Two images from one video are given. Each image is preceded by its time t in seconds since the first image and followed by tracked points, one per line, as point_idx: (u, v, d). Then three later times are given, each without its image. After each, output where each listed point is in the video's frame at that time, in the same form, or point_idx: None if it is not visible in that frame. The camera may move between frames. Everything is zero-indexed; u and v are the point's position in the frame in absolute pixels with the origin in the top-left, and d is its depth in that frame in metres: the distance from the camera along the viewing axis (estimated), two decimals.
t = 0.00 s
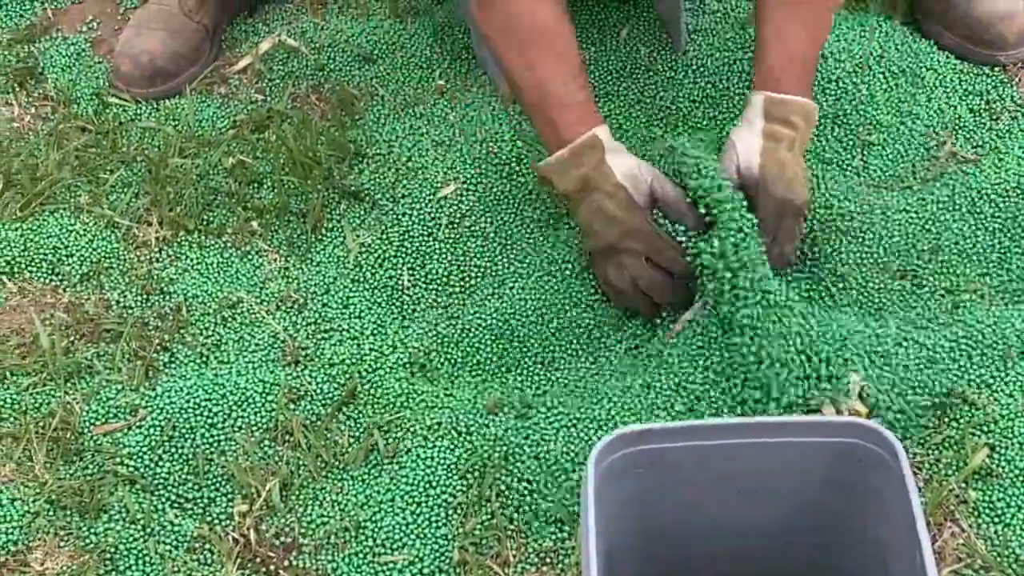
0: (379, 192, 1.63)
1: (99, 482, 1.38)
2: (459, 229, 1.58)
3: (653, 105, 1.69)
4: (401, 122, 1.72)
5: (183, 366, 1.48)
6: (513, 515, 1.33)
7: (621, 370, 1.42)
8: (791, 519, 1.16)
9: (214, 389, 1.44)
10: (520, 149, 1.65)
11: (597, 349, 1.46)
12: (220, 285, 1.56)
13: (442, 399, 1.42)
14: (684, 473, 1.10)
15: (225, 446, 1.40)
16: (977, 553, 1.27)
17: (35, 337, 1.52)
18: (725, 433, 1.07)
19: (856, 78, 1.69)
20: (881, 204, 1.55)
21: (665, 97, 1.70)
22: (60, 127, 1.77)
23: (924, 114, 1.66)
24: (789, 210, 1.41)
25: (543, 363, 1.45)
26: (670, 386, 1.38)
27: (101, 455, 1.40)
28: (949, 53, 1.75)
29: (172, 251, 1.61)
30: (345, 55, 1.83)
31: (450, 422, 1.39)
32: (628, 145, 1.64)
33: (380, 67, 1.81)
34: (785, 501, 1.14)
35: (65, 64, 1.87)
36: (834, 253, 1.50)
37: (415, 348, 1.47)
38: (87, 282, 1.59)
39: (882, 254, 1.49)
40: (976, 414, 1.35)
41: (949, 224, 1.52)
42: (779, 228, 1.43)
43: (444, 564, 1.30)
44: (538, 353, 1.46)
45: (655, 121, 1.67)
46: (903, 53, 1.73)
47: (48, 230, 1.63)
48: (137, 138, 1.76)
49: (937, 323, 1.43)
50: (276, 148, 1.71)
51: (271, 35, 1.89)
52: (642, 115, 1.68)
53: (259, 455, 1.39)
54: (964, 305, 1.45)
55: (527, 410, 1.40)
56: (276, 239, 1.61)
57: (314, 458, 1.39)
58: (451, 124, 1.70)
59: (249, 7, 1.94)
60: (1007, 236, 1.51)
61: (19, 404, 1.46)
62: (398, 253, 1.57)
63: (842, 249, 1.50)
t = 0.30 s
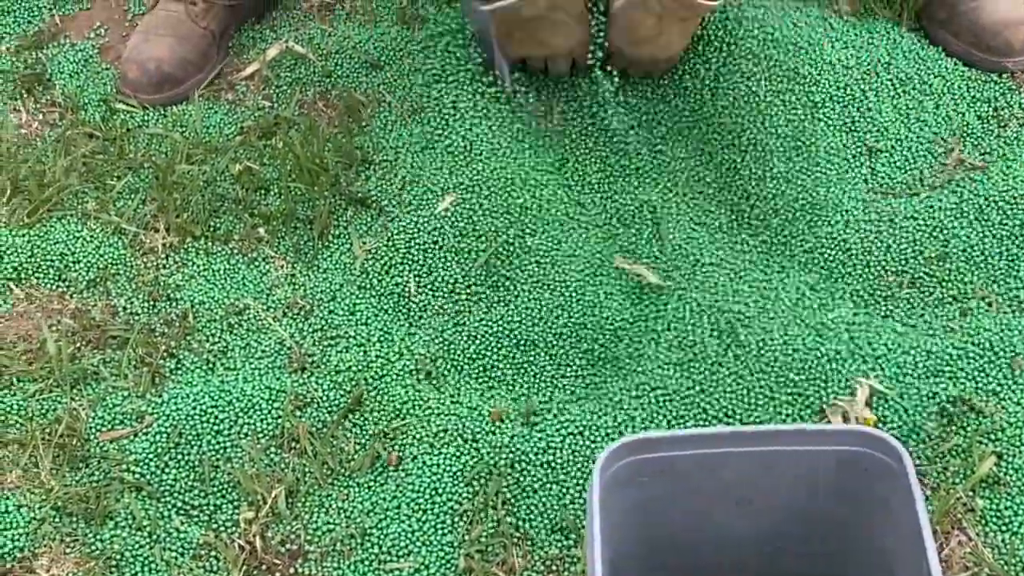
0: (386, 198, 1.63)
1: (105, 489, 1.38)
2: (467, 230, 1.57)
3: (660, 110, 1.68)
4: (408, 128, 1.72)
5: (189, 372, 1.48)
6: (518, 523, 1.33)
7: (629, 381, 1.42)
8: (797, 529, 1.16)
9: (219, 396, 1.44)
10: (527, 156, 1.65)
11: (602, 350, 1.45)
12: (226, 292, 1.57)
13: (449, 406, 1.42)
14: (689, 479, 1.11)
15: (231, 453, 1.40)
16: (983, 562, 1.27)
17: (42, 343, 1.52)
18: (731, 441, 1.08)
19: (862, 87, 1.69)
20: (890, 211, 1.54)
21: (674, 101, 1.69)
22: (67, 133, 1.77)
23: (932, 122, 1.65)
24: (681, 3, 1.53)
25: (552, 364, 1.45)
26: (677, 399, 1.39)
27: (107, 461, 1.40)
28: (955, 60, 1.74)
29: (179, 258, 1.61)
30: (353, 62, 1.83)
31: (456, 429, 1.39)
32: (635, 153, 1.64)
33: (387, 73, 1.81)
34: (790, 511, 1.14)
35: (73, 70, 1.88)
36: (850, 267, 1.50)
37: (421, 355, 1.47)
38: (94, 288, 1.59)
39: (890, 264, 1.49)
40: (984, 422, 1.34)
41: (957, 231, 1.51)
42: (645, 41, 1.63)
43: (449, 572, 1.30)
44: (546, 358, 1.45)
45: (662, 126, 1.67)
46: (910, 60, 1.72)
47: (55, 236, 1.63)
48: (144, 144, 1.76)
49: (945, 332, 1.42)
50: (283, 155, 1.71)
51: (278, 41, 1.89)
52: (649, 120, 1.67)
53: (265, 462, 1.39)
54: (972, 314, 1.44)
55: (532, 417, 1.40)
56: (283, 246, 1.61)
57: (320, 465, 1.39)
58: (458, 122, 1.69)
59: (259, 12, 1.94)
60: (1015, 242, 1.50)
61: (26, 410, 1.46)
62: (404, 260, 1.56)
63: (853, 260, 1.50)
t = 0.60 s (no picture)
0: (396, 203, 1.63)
1: (116, 493, 1.37)
2: (478, 237, 1.57)
3: (670, 118, 1.69)
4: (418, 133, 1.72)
5: (199, 376, 1.48)
6: (529, 528, 1.32)
7: (638, 385, 1.41)
8: (809, 535, 1.16)
9: (230, 400, 1.44)
10: (537, 160, 1.65)
11: (613, 354, 1.45)
12: (237, 296, 1.56)
13: (459, 409, 1.42)
14: (701, 484, 1.11)
15: (242, 457, 1.40)
16: (997, 569, 1.25)
17: (52, 347, 1.52)
18: (744, 446, 1.08)
19: (873, 93, 1.69)
20: (901, 216, 1.54)
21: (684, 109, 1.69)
22: (77, 137, 1.77)
23: (943, 126, 1.65)
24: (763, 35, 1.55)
25: (564, 371, 1.44)
26: (688, 402, 1.38)
27: (117, 465, 1.40)
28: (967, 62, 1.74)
29: (189, 262, 1.61)
30: (363, 66, 1.84)
31: (466, 435, 1.39)
32: (646, 158, 1.64)
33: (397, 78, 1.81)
34: (801, 516, 1.14)
35: (83, 74, 1.88)
36: (862, 273, 1.49)
37: (433, 360, 1.47)
38: (105, 291, 1.59)
39: (901, 268, 1.49)
40: (997, 428, 1.34)
41: (969, 236, 1.51)
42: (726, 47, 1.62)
43: None
44: (556, 361, 1.45)
45: (672, 132, 1.67)
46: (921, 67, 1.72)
47: (66, 240, 1.63)
48: (155, 148, 1.76)
49: (960, 337, 1.42)
50: (293, 159, 1.71)
51: (289, 46, 1.90)
52: (659, 127, 1.68)
53: (276, 467, 1.39)
54: (987, 318, 1.43)
55: (543, 423, 1.39)
56: (293, 250, 1.61)
57: (330, 470, 1.39)
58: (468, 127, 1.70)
59: (265, 19, 1.95)
60: None
61: (36, 414, 1.46)
62: (414, 265, 1.56)
63: (863, 266, 1.50)
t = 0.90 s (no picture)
0: (406, 208, 1.63)
1: (125, 497, 1.37)
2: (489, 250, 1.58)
3: (680, 124, 1.69)
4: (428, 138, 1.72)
5: (209, 379, 1.48)
6: (539, 533, 1.32)
7: (648, 390, 1.41)
8: (817, 543, 1.15)
9: (239, 404, 1.43)
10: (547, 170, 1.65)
11: (623, 359, 1.45)
12: (246, 299, 1.56)
13: (469, 413, 1.42)
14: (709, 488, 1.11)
15: (252, 461, 1.40)
16: None
17: (62, 351, 1.52)
18: (751, 449, 1.09)
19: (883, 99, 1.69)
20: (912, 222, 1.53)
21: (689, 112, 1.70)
22: (87, 140, 1.77)
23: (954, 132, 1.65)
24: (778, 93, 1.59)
25: (575, 376, 1.44)
26: (699, 406, 1.38)
27: (126, 469, 1.40)
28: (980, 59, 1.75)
29: (199, 265, 1.61)
30: (373, 70, 1.84)
31: (476, 439, 1.39)
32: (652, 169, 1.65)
33: (406, 83, 1.82)
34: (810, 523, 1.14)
35: (93, 77, 1.88)
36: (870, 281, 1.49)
37: (443, 365, 1.47)
38: (114, 295, 1.59)
39: (910, 274, 1.49)
40: (1009, 433, 1.33)
41: (980, 242, 1.50)
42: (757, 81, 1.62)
43: None
44: (565, 367, 1.45)
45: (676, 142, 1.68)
46: (931, 74, 1.73)
47: (76, 243, 1.63)
48: (165, 150, 1.76)
49: (971, 342, 1.41)
50: (304, 163, 1.71)
51: (299, 50, 1.90)
52: (666, 135, 1.69)
53: (285, 471, 1.39)
54: (999, 322, 1.43)
55: (553, 427, 1.39)
56: (303, 253, 1.61)
57: (339, 474, 1.38)
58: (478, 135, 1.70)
59: (276, 21, 1.95)
60: None
61: (46, 418, 1.46)
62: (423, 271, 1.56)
63: (870, 272, 1.50)
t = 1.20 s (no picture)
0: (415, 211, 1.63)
1: (134, 499, 1.37)
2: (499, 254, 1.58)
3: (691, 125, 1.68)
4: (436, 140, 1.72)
5: (218, 382, 1.48)
6: (548, 536, 1.32)
7: (658, 393, 1.41)
8: (825, 544, 1.16)
9: (248, 406, 1.43)
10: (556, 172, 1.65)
11: (632, 363, 1.45)
12: (255, 301, 1.56)
13: (478, 415, 1.41)
14: (716, 496, 1.11)
15: (260, 464, 1.40)
16: None
17: (71, 353, 1.52)
18: (764, 454, 1.09)
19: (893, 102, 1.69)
20: (922, 223, 1.52)
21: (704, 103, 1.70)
22: (96, 142, 1.77)
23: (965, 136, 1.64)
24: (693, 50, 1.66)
25: (584, 379, 1.44)
26: (708, 409, 1.38)
27: (135, 471, 1.40)
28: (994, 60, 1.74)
29: (208, 267, 1.61)
30: (382, 72, 1.84)
31: (484, 441, 1.39)
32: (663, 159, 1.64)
33: (416, 85, 1.81)
34: (818, 526, 1.14)
35: (102, 79, 1.88)
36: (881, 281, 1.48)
37: (452, 368, 1.47)
38: (124, 297, 1.59)
39: (921, 277, 1.48)
40: (1019, 437, 1.33)
41: (991, 244, 1.50)
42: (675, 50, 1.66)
43: None
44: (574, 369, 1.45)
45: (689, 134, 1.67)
46: (942, 75, 1.72)
47: (85, 245, 1.63)
48: (174, 153, 1.76)
49: (982, 346, 1.41)
50: (312, 165, 1.71)
51: (308, 52, 1.90)
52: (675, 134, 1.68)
53: (294, 474, 1.39)
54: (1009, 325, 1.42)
55: (562, 431, 1.39)
56: (312, 256, 1.61)
57: (348, 477, 1.38)
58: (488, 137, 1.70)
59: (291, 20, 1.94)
60: None
61: (54, 420, 1.46)
62: (431, 276, 1.56)
63: (878, 269, 1.50)
